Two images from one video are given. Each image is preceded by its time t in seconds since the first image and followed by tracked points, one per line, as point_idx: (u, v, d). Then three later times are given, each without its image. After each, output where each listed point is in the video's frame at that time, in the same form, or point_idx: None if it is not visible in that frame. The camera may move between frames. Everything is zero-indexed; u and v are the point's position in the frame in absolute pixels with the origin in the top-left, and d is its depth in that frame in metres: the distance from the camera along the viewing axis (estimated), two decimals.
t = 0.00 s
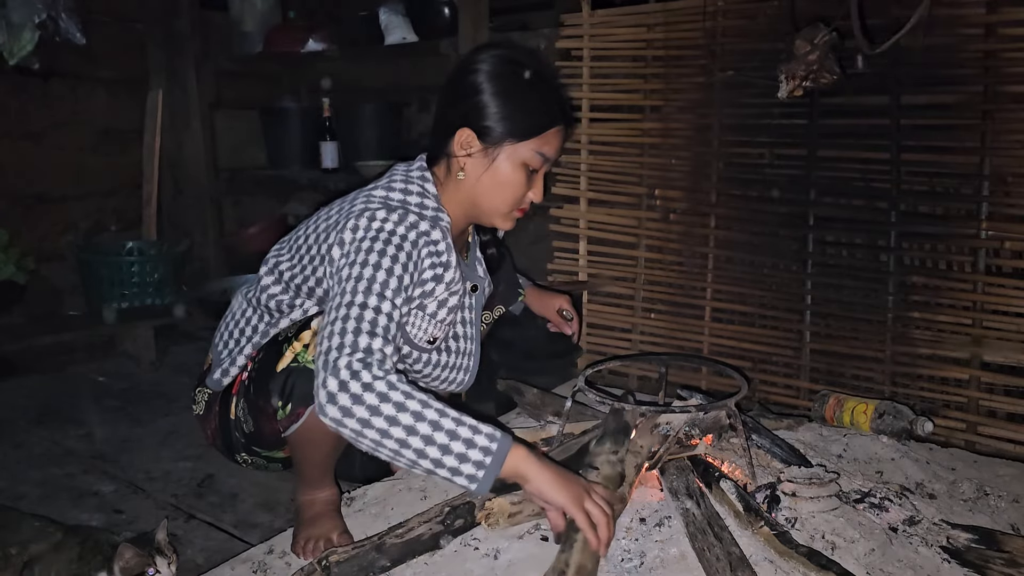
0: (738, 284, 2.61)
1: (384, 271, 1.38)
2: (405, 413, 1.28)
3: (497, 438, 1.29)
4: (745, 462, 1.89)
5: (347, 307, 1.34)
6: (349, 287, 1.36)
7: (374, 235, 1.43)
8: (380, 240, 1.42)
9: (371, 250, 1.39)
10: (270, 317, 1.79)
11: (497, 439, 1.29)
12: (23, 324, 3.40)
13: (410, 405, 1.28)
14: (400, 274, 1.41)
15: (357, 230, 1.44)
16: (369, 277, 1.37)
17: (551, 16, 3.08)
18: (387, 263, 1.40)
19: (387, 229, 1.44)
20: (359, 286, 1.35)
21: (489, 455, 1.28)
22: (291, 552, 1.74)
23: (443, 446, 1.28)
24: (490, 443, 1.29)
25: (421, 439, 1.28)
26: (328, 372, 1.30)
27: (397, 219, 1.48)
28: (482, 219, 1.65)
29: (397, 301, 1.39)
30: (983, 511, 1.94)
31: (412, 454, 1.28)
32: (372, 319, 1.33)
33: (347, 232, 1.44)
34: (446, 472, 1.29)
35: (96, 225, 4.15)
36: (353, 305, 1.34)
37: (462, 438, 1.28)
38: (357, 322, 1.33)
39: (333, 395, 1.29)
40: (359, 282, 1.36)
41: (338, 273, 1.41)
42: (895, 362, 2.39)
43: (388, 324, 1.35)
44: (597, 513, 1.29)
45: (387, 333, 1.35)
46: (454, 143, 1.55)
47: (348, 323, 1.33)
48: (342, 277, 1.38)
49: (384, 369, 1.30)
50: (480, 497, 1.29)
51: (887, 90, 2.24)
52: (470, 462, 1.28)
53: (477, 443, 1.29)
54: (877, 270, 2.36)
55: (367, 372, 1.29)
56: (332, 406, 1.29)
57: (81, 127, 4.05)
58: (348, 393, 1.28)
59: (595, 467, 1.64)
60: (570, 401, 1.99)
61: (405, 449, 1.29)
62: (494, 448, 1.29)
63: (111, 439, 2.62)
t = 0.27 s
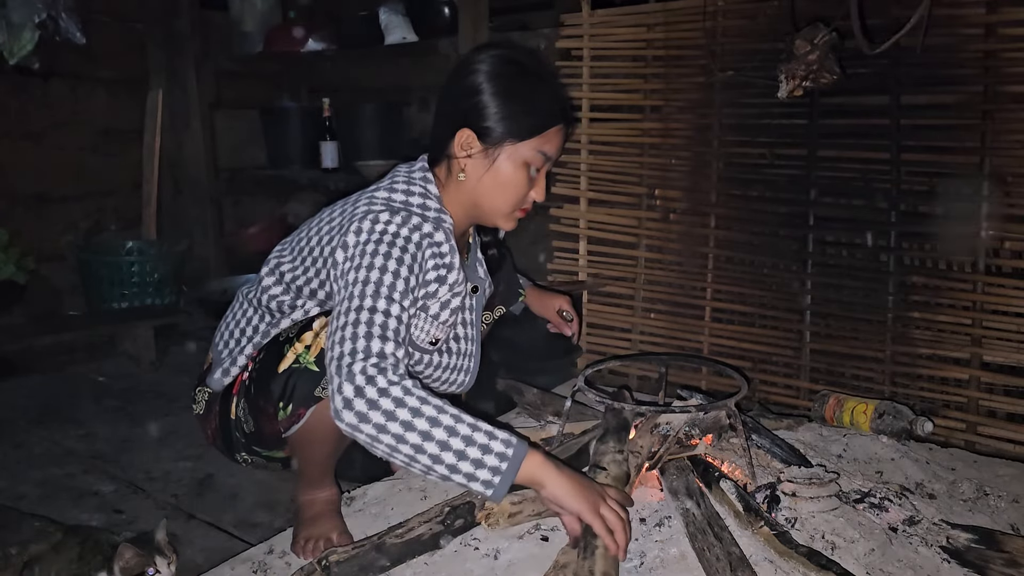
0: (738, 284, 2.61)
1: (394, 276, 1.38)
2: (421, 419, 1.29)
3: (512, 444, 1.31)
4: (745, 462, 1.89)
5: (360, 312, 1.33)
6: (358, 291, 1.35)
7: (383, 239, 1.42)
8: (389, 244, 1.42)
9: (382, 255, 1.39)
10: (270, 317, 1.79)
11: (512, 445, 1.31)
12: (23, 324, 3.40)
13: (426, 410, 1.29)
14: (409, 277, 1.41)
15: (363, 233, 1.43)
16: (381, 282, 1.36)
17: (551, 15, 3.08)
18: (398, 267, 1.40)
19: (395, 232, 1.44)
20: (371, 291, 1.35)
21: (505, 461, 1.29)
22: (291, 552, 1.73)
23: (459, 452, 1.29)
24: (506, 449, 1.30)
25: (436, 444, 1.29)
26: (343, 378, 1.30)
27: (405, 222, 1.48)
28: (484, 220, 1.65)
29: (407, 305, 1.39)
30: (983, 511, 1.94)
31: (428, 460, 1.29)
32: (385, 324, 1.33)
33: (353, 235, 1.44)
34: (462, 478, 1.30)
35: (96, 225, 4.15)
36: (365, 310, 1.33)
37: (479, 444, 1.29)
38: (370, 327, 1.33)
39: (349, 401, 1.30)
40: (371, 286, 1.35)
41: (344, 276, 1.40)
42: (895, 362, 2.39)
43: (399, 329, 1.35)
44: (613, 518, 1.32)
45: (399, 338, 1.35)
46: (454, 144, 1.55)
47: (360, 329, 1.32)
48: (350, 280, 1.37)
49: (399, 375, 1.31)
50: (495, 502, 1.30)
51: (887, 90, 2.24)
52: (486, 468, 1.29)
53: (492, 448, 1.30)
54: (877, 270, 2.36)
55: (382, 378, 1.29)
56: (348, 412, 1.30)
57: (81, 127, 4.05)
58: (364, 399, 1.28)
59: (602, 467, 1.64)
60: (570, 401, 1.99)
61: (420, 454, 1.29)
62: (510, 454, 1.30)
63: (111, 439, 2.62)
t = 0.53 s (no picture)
0: (738, 284, 2.61)
1: (394, 274, 1.38)
2: (422, 418, 1.29)
3: (513, 441, 1.31)
4: (745, 462, 1.89)
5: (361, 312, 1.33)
6: (359, 291, 1.35)
7: (384, 237, 1.42)
8: (390, 243, 1.41)
9: (382, 254, 1.39)
10: (271, 317, 1.79)
11: (513, 444, 1.31)
12: (23, 324, 3.40)
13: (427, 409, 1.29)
14: (410, 276, 1.41)
15: (365, 232, 1.43)
16: (382, 281, 1.36)
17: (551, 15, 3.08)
18: (398, 265, 1.39)
19: (396, 231, 1.44)
20: (372, 290, 1.35)
21: (506, 459, 1.30)
22: (291, 552, 1.73)
23: (460, 451, 1.29)
24: (507, 447, 1.30)
25: (438, 444, 1.29)
26: (344, 378, 1.30)
27: (405, 221, 1.47)
28: (487, 219, 1.65)
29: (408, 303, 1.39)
30: (983, 511, 1.94)
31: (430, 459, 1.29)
32: (386, 324, 1.33)
33: (354, 235, 1.43)
34: (464, 476, 1.30)
35: (96, 225, 4.15)
36: (366, 310, 1.33)
37: (480, 442, 1.29)
38: (371, 326, 1.32)
39: (350, 400, 1.30)
40: (371, 286, 1.35)
41: (346, 275, 1.40)
42: (895, 362, 2.39)
43: (400, 328, 1.35)
44: (613, 517, 1.31)
45: (400, 336, 1.35)
46: (454, 144, 1.55)
47: (361, 328, 1.32)
48: (351, 280, 1.37)
49: (400, 375, 1.31)
50: (496, 501, 1.31)
51: (887, 90, 2.24)
52: (487, 466, 1.29)
53: (493, 447, 1.30)
54: (877, 270, 2.36)
55: (383, 378, 1.29)
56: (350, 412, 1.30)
57: (81, 127, 4.05)
58: (365, 399, 1.29)
59: (603, 468, 1.63)
60: (570, 401, 1.99)
61: (421, 454, 1.30)
62: (510, 452, 1.30)
63: (111, 439, 2.62)
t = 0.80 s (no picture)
0: (738, 284, 2.61)
1: (396, 273, 1.39)
2: (420, 418, 1.30)
3: (509, 443, 1.31)
4: (744, 462, 1.89)
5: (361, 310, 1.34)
6: (360, 288, 1.36)
7: (386, 236, 1.42)
8: (392, 241, 1.42)
9: (385, 252, 1.40)
10: (274, 316, 1.79)
11: (511, 444, 1.31)
12: (23, 324, 3.40)
13: (425, 409, 1.30)
14: (412, 274, 1.42)
15: (367, 229, 1.44)
16: (383, 280, 1.37)
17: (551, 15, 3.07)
18: (401, 264, 1.40)
19: (399, 229, 1.44)
20: (373, 289, 1.36)
21: (502, 460, 1.30)
22: (291, 552, 1.73)
23: (457, 451, 1.30)
24: (504, 448, 1.31)
25: (435, 444, 1.30)
26: (343, 375, 1.31)
27: (408, 219, 1.47)
28: (492, 215, 1.65)
29: (409, 302, 1.40)
30: (983, 511, 1.94)
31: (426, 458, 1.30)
32: (386, 322, 1.34)
33: (358, 231, 1.44)
34: (459, 476, 1.31)
35: (96, 225, 4.15)
36: (368, 308, 1.34)
37: (476, 443, 1.30)
38: (371, 324, 1.34)
39: (348, 398, 1.31)
40: (372, 284, 1.36)
41: (348, 272, 1.41)
42: (895, 362, 2.39)
43: (400, 327, 1.36)
44: (611, 515, 1.30)
45: (400, 335, 1.36)
46: (457, 140, 1.55)
47: (362, 326, 1.33)
48: (354, 277, 1.39)
49: (398, 373, 1.32)
50: (492, 500, 1.31)
51: (887, 89, 2.23)
52: (483, 467, 1.30)
53: (490, 448, 1.31)
54: (877, 270, 2.36)
55: (382, 376, 1.30)
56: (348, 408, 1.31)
57: (80, 127, 4.05)
58: (364, 397, 1.30)
59: (606, 468, 1.63)
60: (570, 401, 1.99)
61: (419, 452, 1.31)
62: (507, 453, 1.31)
63: (111, 439, 2.62)
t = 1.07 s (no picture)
0: (738, 284, 2.61)
1: (403, 265, 1.38)
2: (419, 406, 1.30)
3: (510, 429, 1.31)
4: (745, 462, 1.89)
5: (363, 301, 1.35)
6: (367, 280, 1.37)
7: (390, 227, 1.43)
8: (396, 232, 1.42)
9: (388, 243, 1.40)
10: (278, 315, 1.78)
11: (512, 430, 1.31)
12: (23, 324, 3.40)
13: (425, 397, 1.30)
14: (418, 266, 1.41)
15: (377, 222, 1.44)
16: (385, 270, 1.37)
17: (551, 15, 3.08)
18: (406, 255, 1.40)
19: (404, 220, 1.44)
20: (375, 279, 1.36)
21: (503, 446, 1.30)
22: (291, 552, 1.73)
23: (457, 439, 1.30)
24: (504, 435, 1.30)
25: (434, 432, 1.30)
26: (344, 366, 1.32)
27: (416, 211, 1.47)
28: (499, 210, 1.65)
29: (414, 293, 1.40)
30: (983, 511, 1.94)
31: (427, 446, 1.30)
32: (390, 313, 1.34)
33: (367, 224, 1.45)
34: (460, 464, 1.31)
35: (96, 225, 4.15)
36: (371, 299, 1.34)
37: (476, 430, 1.30)
38: (373, 315, 1.34)
39: (348, 389, 1.31)
40: (375, 275, 1.36)
41: (356, 265, 1.42)
42: (895, 362, 2.39)
43: (404, 318, 1.36)
44: (609, 507, 1.29)
45: (404, 327, 1.36)
46: (470, 139, 1.54)
47: (365, 317, 1.34)
48: (360, 270, 1.39)
49: (399, 362, 1.32)
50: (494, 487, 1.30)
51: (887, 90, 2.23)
52: (483, 454, 1.30)
53: (490, 435, 1.30)
54: (877, 270, 2.36)
55: (382, 366, 1.31)
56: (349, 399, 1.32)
57: (80, 127, 4.05)
58: (363, 386, 1.30)
59: (606, 468, 1.64)
60: (570, 401, 1.98)
61: (420, 440, 1.31)
62: (507, 439, 1.31)
63: (111, 439, 2.62)
